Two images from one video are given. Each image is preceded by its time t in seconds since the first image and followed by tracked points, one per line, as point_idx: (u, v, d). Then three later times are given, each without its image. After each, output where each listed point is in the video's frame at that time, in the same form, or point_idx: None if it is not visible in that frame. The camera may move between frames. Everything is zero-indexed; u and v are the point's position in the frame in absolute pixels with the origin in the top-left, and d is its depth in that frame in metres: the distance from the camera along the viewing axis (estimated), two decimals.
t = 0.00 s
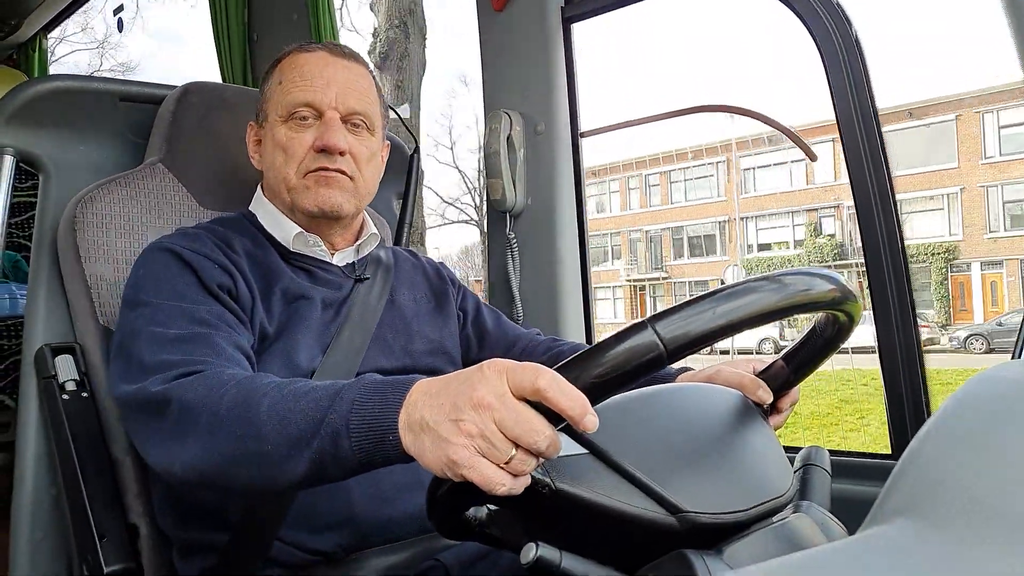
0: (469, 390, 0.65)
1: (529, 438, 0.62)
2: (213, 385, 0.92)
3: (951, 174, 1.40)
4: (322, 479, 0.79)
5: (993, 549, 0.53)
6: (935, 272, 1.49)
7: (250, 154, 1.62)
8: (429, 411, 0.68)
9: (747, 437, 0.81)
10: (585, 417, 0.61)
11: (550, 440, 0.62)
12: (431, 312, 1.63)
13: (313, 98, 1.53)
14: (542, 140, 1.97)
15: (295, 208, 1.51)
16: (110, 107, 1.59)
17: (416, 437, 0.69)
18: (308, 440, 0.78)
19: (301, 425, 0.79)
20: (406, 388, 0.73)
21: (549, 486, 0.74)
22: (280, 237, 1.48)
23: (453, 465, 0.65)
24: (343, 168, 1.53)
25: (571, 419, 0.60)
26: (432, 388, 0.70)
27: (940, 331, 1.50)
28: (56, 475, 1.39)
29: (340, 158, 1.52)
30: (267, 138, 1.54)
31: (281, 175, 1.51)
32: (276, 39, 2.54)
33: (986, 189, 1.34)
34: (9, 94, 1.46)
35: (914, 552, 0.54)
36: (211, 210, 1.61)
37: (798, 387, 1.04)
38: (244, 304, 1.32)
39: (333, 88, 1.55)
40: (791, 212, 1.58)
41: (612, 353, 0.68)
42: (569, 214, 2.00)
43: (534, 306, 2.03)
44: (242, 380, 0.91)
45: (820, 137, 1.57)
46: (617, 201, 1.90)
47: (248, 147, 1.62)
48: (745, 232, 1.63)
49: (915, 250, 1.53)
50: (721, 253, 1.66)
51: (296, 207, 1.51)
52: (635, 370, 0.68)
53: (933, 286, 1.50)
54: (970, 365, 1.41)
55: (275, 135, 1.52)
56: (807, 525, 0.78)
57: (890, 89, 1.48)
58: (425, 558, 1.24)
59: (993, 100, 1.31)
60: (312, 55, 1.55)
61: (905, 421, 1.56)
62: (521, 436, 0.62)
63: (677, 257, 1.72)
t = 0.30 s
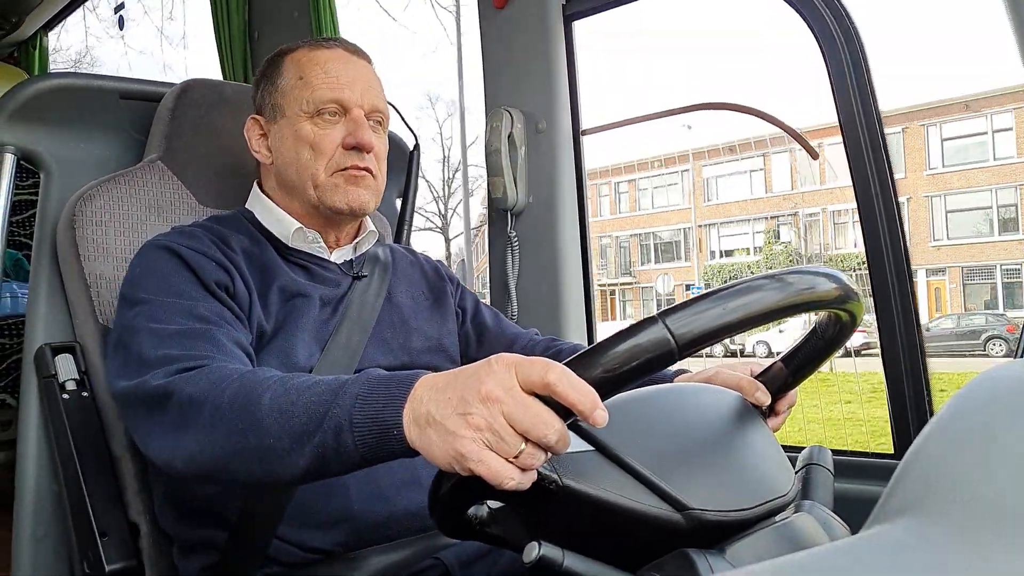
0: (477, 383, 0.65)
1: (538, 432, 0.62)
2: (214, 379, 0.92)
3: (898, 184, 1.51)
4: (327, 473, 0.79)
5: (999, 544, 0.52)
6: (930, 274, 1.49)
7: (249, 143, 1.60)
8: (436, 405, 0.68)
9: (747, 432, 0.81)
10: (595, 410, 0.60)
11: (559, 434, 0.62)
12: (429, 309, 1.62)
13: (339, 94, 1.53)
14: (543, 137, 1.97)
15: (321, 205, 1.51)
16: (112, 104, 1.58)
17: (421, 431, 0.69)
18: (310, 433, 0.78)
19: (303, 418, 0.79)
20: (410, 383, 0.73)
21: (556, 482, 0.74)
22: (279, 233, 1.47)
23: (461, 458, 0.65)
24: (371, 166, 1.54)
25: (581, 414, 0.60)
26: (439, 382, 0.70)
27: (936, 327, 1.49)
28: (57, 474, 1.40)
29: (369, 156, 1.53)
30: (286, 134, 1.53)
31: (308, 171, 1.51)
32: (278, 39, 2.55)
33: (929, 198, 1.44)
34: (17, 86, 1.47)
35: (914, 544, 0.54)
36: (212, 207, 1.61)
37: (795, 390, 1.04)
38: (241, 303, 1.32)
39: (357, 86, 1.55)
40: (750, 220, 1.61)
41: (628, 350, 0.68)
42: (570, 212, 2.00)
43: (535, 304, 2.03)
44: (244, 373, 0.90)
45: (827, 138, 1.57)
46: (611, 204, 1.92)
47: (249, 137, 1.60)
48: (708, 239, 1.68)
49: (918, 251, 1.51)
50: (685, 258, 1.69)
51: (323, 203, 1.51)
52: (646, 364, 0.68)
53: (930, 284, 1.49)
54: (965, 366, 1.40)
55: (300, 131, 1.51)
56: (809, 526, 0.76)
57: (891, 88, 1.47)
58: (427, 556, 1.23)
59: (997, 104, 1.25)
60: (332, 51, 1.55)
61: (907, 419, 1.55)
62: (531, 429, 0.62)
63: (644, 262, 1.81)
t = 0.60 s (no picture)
0: (454, 406, 0.67)
1: (514, 449, 0.64)
2: (206, 409, 0.95)
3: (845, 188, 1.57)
4: (326, 480, 0.79)
5: (994, 557, 0.51)
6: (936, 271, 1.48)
7: (239, 150, 1.59)
8: (419, 429, 0.70)
9: (749, 437, 0.80)
10: (567, 423, 0.62)
11: (536, 450, 0.64)
12: (429, 313, 1.62)
13: (326, 96, 1.53)
14: (545, 140, 1.98)
15: (311, 208, 1.51)
16: (115, 106, 1.58)
17: (407, 456, 0.72)
18: (299, 463, 0.81)
19: (292, 451, 0.82)
20: (394, 409, 0.75)
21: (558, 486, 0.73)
22: (276, 240, 1.47)
23: (444, 479, 0.67)
24: (359, 166, 1.54)
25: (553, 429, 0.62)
26: (420, 407, 0.72)
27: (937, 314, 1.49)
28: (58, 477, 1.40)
29: (357, 156, 1.53)
30: (273, 138, 1.53)
31: (297, 174, 1.51)
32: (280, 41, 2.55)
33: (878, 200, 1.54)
34: (21, 89, 1.47)
35: (911, 552, 0.53)
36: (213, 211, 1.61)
37: (796, 394, 1.04)
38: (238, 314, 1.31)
39: (342, 86, 1.55)
40: (713, 221, 1.68)
41: (632, 354, 0.68)
42: (573, 215, 2.00)
43: (538, 306, 2.03)
44: (235, 402, 0.94)
45: (820, 136, 1.56)
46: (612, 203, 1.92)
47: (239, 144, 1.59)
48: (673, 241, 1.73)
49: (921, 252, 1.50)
50: (651, 258, 1.78)
51: (313, 206, 1.51)
52: (651, 367, 0.68)
53: (932, 286, 1.49)
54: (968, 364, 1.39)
55: (287, 135, 1.51)
56: (811, 527, 0.77)
57: (893, 86, 1.46)
58: (427, 560, 1.23)
59: (997, 99, 1.28)
60: (315, 51, 1.55)
61: (910, 422, 1.55)
62: (506, 446, 0.64)
63: (625, 262, 1.90)
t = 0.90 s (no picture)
0: (423, 442, 0.68)
1: (484, 479, 0.64)
2: (194, 440, 0.95)
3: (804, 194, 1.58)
4: (327, 483, 0.79)
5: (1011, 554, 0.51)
6: (936, 272, 1.47)
7: (248, 151, 1.60)
8: (395, 464, 0.72)
9: (750, 442, 0.80)
10: (531, 450, 0.62)
11: (507, 478, 0.64)
12: (432, 317, 1.62)
13: (317, 98, 1.52)
14: (545, 141, 1.98)
15: (298, 210, 1.50)
16: (114, 107, 1.58)
17: (388, 489, 0.73)
18: (286, 495, 0.83)
19: (277, 482, 0.84)
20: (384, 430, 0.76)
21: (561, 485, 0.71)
22: (280, 242, 1.47)
23: (424, 513, 0.69)
24: (346, 170, 1.52)
25: (520, 459, 0.63)
26: (393, 443, 0.73)
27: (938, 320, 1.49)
28: (58, 479, 1.39)
29: (344, 160, 1.52)
30: (268, 140, 1.54)
31: (284, 176, 1.50)
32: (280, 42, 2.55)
33: (834, 208, 1.58)
34: (19, 90, 1.46)
35: (922, 551, 0.53)
36: (213, 213, 1.61)
37: (795, 397, 1.03)
38: (240, 317, 1.31)
39: (337, 89, 1.54)
40: (679, 227, 1.74)
41: (620, 355, 0.68)
42: (573, 216, 2.00)
43: (538, 308, 2.03)
44: (222, 431, 0.95)
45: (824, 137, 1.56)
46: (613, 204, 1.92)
47: (247, 144, 1.60)
48: (642, 244, 1.84)
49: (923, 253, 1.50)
50: (619, 263, 1.93)
51: (300, 208, 1.50)
52: (634, 372, 0.68)
53: (934, 289, 1.49)
54: (971, 364, 1.37)
55: (278, 137, 1.51)
56: (810, 530, 0.77)
57: (894, 88, 1.46)
58: (427, 562, 1.23)
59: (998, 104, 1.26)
60: (315, 54, 1.55)
61: (909, 424, 1.55)
62: (476, 479, 0.65)
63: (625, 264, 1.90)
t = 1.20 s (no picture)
0: (435, 427, 0.68)
1: (496, 464, 0.65)
2: (197, 422, 0.96)
3: (764, 202, 1.60)
4: (327, 479, 0.79)
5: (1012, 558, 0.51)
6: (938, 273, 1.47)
7: (250, 146, 1.61)
8: (404, 449, 0.72)
9: (749, 436, 0.81)
10: (544, 437, 0.62)
11: (517, 463, 0.64)
12: (432, 313, 1.62)
13: (320, 95, 1.52)
14: (545, 137, 1.97)
15: (299, 206, 1.50)
16: (114, 104, 1.59)
17: (394, 475, 0.73)
18: (289, 480, 0.83)
19: (281, 468, 0.84)
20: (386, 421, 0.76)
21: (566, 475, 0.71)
22: (281, 237, 1.47)
23: (433, 499, 0.69)
24: (348, 167, 1.52)
25: (531, 445, 0.63)
26: (403, 429, 0.73)
27: (938, 317, 1.49)
28: (58, 475, 1.39)
29: (346, 156, 1.52)
30: (270, 135, 1.54)
31: (286, 172, 1.50)
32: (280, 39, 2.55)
33: (792, 215, 1.57)
34: (18, 87, 1.46)
35: (922, 551, 0.53)
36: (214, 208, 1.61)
37: (791, 396, 1.03)
38: (241, 312, 1.31)
39: (340, 85, 1.54)
40: (648, 232, 1.83)
41: (627, 348, 0.68)
42: (574, 213, 2.00)
43: (538, 305, 2.03)
44: (227, 414, 0.96)
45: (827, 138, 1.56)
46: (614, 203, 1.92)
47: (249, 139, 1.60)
48: (613, 247, 1.96)
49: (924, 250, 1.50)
50: (594, 263, 2.03)
51: (301, 204, 1.50)
52: (639, 366, 0.68)
53: (934, 287, 1.49)
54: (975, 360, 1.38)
55: (280, 132, 1.51)
56: (811, 524, 0.76)
57: (894, 85, 1.46)
58: (427, 558, 1.23)
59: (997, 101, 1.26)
60: (319, 51, 1.55)
61: (910, 422, 1.54)
62: (488, 464, 0.65)
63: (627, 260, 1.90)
